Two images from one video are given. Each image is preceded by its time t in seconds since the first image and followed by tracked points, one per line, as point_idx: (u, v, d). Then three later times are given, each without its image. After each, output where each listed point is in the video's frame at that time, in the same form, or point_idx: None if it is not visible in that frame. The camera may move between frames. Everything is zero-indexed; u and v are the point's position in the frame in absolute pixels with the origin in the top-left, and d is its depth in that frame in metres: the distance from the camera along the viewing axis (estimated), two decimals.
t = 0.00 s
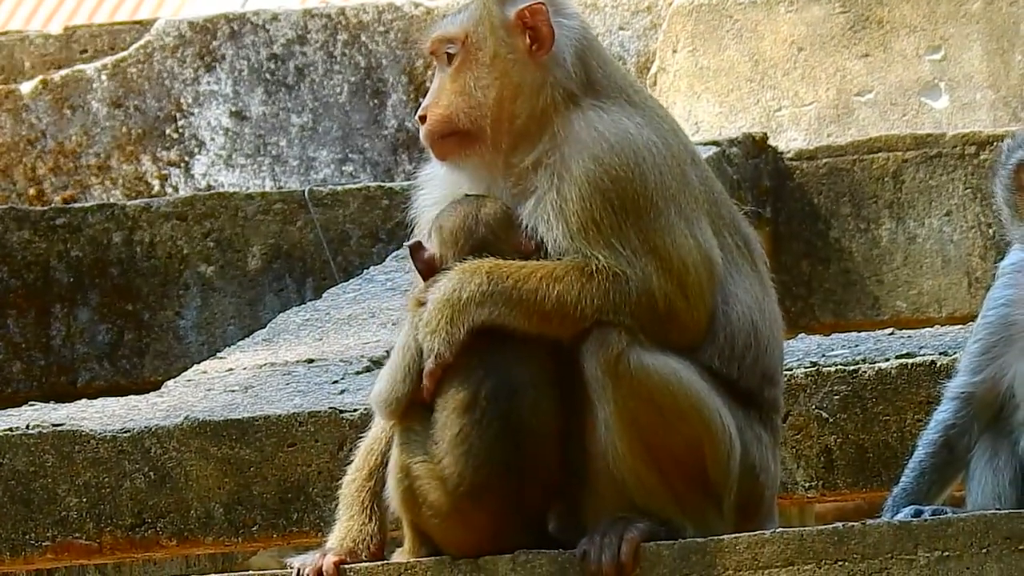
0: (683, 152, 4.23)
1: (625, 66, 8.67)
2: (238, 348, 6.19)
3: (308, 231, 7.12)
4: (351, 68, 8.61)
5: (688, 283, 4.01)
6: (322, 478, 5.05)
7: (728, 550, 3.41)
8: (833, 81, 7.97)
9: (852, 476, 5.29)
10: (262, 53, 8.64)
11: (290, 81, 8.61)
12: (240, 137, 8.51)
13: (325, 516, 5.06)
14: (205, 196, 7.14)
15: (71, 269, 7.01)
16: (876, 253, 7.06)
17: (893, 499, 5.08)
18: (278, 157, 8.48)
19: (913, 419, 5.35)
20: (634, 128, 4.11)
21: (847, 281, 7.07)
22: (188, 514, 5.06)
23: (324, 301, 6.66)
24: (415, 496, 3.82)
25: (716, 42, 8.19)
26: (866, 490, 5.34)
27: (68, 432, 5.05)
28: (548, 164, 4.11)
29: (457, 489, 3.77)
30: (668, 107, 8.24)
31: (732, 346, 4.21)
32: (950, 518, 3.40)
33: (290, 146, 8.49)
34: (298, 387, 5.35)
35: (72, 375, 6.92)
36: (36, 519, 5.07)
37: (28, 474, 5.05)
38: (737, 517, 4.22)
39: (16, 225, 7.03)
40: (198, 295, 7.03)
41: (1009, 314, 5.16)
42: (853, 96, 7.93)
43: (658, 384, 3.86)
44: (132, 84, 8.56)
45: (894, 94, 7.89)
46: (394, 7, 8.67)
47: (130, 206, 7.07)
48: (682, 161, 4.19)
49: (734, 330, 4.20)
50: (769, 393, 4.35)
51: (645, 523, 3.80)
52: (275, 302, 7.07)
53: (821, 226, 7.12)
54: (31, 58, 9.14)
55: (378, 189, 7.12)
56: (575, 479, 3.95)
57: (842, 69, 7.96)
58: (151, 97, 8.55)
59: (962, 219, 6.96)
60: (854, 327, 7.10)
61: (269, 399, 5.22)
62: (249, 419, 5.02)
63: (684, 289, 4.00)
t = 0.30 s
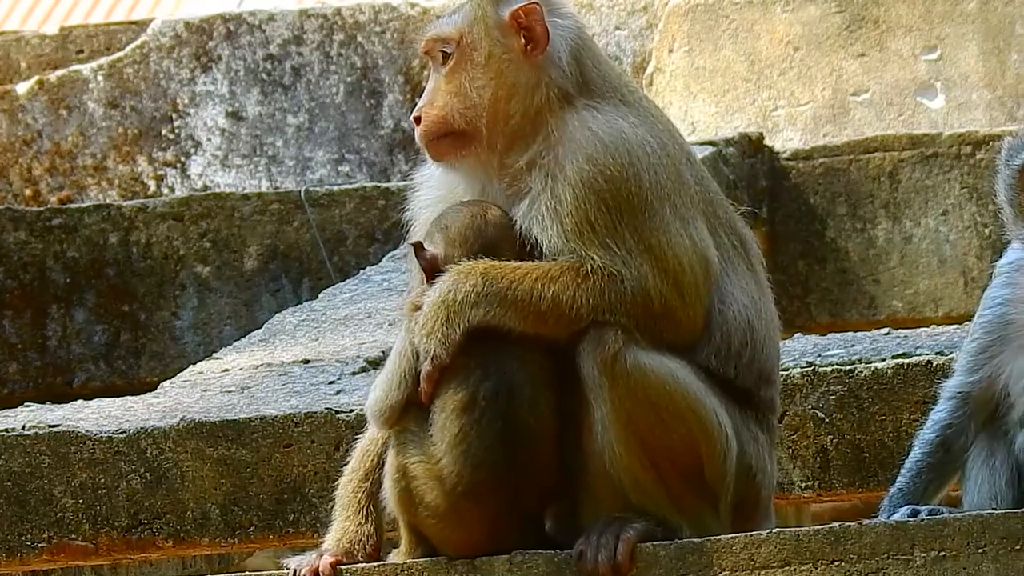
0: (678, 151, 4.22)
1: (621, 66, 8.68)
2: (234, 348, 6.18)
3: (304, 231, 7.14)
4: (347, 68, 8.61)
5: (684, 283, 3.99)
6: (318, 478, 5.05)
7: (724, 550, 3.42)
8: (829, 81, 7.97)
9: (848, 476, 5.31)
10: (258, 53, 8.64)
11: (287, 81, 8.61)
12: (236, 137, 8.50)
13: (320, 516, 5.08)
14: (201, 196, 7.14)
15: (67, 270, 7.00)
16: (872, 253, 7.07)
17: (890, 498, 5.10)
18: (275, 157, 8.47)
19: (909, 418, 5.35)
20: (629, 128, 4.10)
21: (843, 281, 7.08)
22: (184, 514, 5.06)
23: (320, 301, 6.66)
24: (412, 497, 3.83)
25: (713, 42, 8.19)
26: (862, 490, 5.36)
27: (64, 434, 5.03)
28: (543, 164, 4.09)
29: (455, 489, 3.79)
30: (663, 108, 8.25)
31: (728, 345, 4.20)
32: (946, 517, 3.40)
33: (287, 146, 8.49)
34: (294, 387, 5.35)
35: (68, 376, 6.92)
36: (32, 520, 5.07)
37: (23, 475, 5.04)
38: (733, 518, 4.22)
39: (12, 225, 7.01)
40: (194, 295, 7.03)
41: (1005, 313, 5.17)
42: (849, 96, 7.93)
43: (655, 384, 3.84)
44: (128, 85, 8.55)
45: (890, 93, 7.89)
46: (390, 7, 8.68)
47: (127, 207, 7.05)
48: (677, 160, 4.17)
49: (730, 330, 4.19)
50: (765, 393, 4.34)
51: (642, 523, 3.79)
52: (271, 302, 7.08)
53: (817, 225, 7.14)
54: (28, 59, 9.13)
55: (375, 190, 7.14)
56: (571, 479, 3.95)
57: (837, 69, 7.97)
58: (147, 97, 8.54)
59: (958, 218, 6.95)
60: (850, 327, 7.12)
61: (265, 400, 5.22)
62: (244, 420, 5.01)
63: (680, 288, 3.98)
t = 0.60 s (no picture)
0: (673, 151, 4.23)
1: (620, 68, 8.68)
2: (234, 349, 6.18)
3: (303, 232, 7.13)
4: (346, 70, 8.61)
5: (679, 282, 3.99)
6: (317, 479, 5.05)
7: (724, 551, 3.42)
8: (827, 82, 7.96)
9: (848, 478, 5.31)
10: (257, 55, 8.63)
11: (285, 82, 8.62)
12: (235, 138, 8.51)
13: (320, 518, 5.06)
14: (200, 197, 7.13)
15: (66, 271, 7.01)
16: (871, 255, 7.07)
17: (890, 500, 5.12)
18: (273, 158, 8.47)
19: (908, 420, 5.35)
20: (621, 129, 4.11)
21: (842, 282, 7.08)
22: (183, 515, 5.06)
23: (320, 301, 6.66)
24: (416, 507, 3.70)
25: (711, 44, 8.20)
26: (862, 492, 5.36)
27: (63, 435, 5.03)
28: (536, 167, 4.11)
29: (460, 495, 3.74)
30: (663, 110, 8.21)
31: (725, 344, 4.20)
32: (946, 518, 3.40)
33: (285, 148, 8.49)
34: (293, 388, 5.35)
35: (67, 377, 6.93)
36: (31, 520, 5.08)
37: (22, 476, 5.05)
38: (733, 518, 4.22)
39: (11, 226, 7.00)
40: (193, 296, 7.04)
41: (1004, 313, 5.16)
42: (847, 98, 7.92)
43: (652, 383, 3.85)
44: (126, 86, 8.55)
45: (889, 95, 7.88)
46: (389, 9, 8.71)
47: (125, 208, 7.06)
48: (671, 160, 4.18)
49: (725, 330, 4.19)
50: (763, 393, 4.33)
51: (641, 524, 3.79)
52: (269, 303, 7.09)
53: (816, 227, 7.13)
54: (27, 60, 9.14)
55: (373, 191, 7.15)
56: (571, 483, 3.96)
57: (836, 70, 7.96)
58: (146, 98, 8.54)
59: (957, 219, 6.96)
60: (849, 329, 7.12)
61: (264, 400, 5.22)
62: (244, 421, 5.02)
63: (675, 287, 3.98)
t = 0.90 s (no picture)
0: (669, 158, 4.23)
1: (619, 75, 8.69)
2: (233, 356, 6.18)
3: (302, 239, 7.14)
4: (345, 77, 8.64)
5: (676, 289, 3.98)
6: (317, 486, 5.05)
7: (722, 557, 3.42)
8: (827, 89, 7.97)
9: (846, 484, 5.31)
10: (256, 62, 8.64)
11: (285, 89, 8.63)
12: (234, 145, 8.53)
13: (319, 525, 5.06)
14: (199, 204, 7.13)
15: (66, 278, 7.00)
16: (870, 261, 7.08)
17: (889, 507, 5.14)
18: (272, 165, 8.51)
19: (908, 426, 5.35)
20: (617, 136, 4.11)
21: (841, 289, 7.10)
22: (182, 523, 5.06)
23: (319, 308, 6.67)
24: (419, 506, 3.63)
25: (711, 50, 8.23)
26: (861, 498, 5.36)
27: (63, 441, 5.04)
28: (532, 175, 4.11)
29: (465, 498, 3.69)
30: (662, 116, 8.25)
31: (722, 351, 4.19)
32: (944, 525, 3.39)
33: (284, 155, 8.53)
34: (292, 395, 5.35)
35: (67, 384, 6.91)
36: (31, 527, 5.07)
37: (22, 482, 5.04)
38: (732, 524, 4.21)
39: (11, 234, 7.00)
40: (193, 303, 7.03)
41: (1004, 319, 5.15)
42: (847, 104, 7.92)
43: (651, 391, 3.84)
44: (125, 93, 8.56)
45: (888, 101, 7.88)
46: (388, 16, 8.71)
47: (125, 215, 7.06)
48: (667, 167, 4.18)
49: (723, 337, 4.19)
50: (760, 399, 4.33)
51: (639, 531, 3.80)
52: (269, 310, 7.09)
53: (815, 233, 7.13)
54: (26, 67, 9.15)
55: (373, 198, 7.15)
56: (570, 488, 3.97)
57: (836, 77, 7.96)
58: (145, 105, 8.54)
59: (956, 225, 6.96)
60: (849, 335, 7.12)
61: (263, 407, 5.22)
62: (243, 428, 5.02)
63: (672, 294, 3.98)
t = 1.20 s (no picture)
0: (666, 163, 4.22)
1: (619, 80, 8.69)
2: (233, 361, 6.18)
3: (302, 244, 7.14)
4: (345, 82, 8.64)
5: (673, 293, 3.98)
6: (317, 491, 5.04)
7: (722, 562, 3.43)
8: (827, 93, 7.98)
9: (846, 489, 5.30)
10: (256, 67, 8.64)
11: (285, 94, 8.63)
12: (234, 150, 8.53)
13: (319, 530, 5.06)
14: (199, 209, 7.13)
15: (65, 283, 7.00)
16: (870, 266, 7.08)
17: (888, 511, 5.12)
18: (273, 170, 8.51)
19: (907, 431, 5.36)
20: (615, 141, 4.11)
21: (840, 293, 7.09)
22: (182, 527, 5.06)
23: (319, 314, 6.67)
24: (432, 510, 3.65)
25: (709, 54, 8.21)
26: (861, 503, 5.35)
27: (62, 446, 5.02)
28: (529, 180, 4.11)
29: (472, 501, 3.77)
30: (662, 121, 8.26)
31: (720, 356, 4.19)
32: (945, 529, 3.39)
33: (284, 160, 8.53)
34: (292, 400, 5.35)
35: (67, 389, 6.94)
36: (30, 533, 5.06)
37: (22, 488, 5.04)
38: (731, 529, 4.22)
39: (10, 239, 6.98)
40: (193, 307, 7.04)
41: (1005, 320, 5.16)
42: (847, 109, 7.94)
43: (651, 396, 3.84)
44: (125, 98, 8.54)
45: (889, 106, 7.89)
46: (388, 20, 8.70)
47: (124, 220, 7.05)
48: (665, 172, 4.17)
49: (721, 341, 4.18)
50: (760, 404, 4.33)
51: (638, 535, 3.81)
52: (269, 315, 7.11)
53: (815, 238, 7.12)
54: (26, 72, 9.15)
55: (373, 203, 7.13)
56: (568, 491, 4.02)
57: (836, 82, 7.97)
58: (145, 110, 8.54)
59: (956, 230, 6.96)
60: (848, 339, 7.13)
61: (263, 412, 5.22)
62: (242, 433, 5.02)
63: (669, 299, 3.97)
